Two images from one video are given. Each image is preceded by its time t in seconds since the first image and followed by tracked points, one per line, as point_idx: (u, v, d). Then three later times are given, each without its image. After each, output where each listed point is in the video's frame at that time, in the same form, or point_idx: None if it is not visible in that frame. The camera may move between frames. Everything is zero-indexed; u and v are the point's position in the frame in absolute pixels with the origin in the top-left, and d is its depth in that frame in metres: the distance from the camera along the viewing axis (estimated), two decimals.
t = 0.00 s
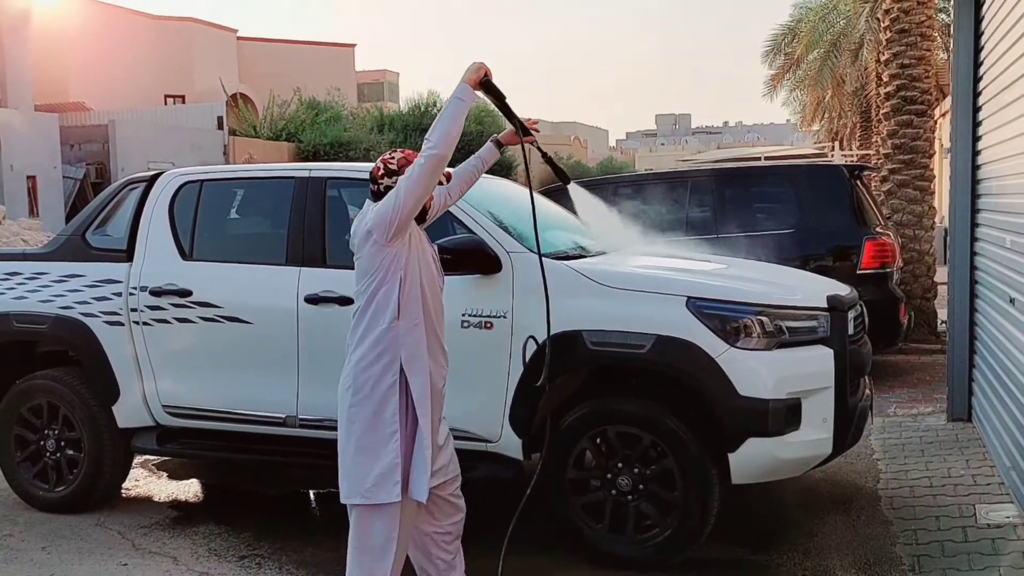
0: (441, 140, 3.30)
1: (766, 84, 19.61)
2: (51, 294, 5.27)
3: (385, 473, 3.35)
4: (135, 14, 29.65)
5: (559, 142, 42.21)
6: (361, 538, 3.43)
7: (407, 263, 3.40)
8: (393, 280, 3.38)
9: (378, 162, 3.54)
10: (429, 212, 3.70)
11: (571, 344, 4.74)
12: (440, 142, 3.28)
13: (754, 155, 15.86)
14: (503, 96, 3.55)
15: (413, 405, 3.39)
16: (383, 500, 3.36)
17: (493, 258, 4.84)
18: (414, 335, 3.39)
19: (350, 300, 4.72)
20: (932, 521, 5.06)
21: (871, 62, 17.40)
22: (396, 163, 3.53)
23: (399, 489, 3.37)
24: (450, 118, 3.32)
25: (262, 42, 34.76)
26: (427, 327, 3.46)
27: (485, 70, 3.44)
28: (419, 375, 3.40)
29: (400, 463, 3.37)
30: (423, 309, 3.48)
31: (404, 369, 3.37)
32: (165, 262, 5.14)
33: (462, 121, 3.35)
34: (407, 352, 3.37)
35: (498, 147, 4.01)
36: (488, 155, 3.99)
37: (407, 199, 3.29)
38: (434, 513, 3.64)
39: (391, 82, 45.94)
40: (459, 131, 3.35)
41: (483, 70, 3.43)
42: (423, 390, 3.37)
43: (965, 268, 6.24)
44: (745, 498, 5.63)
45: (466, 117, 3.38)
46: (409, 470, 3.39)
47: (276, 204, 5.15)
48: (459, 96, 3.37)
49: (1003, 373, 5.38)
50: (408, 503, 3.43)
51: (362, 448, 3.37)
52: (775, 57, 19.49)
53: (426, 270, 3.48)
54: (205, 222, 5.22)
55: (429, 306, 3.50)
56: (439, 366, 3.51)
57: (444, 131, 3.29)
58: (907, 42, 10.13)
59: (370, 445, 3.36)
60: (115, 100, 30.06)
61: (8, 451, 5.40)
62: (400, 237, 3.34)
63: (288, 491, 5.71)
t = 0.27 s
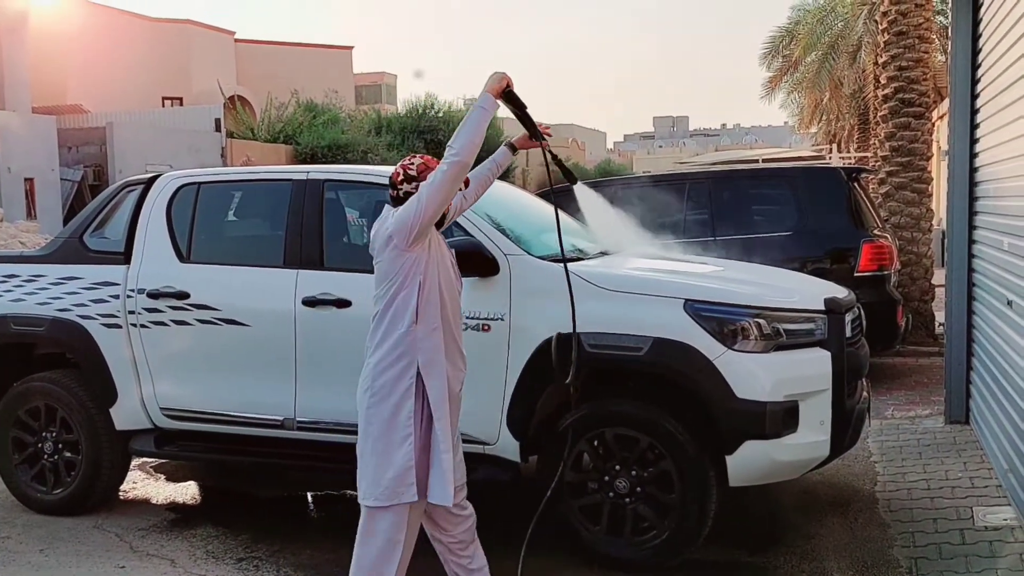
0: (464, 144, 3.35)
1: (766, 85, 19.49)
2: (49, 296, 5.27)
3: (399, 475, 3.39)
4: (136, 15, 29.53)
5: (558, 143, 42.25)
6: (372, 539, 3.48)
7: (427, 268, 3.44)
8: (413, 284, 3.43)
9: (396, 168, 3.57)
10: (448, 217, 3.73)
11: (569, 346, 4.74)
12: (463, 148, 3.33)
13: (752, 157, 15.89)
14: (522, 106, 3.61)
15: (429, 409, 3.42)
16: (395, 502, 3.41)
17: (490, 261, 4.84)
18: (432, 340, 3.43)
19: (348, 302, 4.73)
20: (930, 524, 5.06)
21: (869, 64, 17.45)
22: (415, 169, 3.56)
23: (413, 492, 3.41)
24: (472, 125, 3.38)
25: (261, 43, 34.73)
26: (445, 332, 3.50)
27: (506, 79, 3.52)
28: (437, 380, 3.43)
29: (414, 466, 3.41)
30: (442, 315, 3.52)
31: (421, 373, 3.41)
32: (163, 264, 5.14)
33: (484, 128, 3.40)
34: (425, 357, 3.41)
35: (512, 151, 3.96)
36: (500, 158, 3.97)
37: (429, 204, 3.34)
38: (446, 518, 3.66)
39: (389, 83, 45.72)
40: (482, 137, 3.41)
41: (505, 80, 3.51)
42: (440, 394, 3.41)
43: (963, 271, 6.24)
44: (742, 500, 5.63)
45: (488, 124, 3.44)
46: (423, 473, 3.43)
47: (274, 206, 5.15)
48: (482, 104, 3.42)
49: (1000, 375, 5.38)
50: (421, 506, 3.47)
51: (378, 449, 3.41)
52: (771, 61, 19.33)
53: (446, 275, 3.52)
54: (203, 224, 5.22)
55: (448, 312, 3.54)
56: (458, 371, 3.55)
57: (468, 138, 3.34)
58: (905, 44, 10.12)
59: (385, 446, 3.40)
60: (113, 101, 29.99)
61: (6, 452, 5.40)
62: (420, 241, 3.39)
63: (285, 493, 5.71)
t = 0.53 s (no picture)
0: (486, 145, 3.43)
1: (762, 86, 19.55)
2: (46, 297, 5.28)
3: (417, 470, 3.48)
4: (130, 17, 29.40)
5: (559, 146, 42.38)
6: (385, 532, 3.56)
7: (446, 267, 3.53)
8: (433, 282, 3.52)
9: (417, 167, 3.67)
10: (469, 218, 3.84)
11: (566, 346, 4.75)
12: (485, 148, 3.41)
13: (749, 157, 15.86)
14: (543, 110, 3.70)
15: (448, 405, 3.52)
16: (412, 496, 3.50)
17: (486, 261, 4.85)
18: (451, 337, 3.52)
19: (344, 303, 4.73)
20: (927, 524, 5.06)
21: (865, 64, 17.45)
22: (436, 168, 3.66)
23: (429, 486, 3.50)
24: (494, 126, 3.46)
25: (261, 45, 34.69)
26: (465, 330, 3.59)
27: (527, 83, 3.60)
28: (456, 375, 3.52)
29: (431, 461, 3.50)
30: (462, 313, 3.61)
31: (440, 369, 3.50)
32: (160, 265, 5.14)
33: (506, 130, 3.49)
34: (444, 353, 3.50)
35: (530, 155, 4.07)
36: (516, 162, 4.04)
37: (450, 203, 3.43)
38: (456, 523, 3.68)
39: (387, 84, 45.75)
40: (503, 139, 3.49)
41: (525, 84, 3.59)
42: (459, 391, 3.50)
43: (960, 270, 6.24)
44: (739, 499, 5.63)
45: (509, 126, 3.52)
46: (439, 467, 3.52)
47: (270, 208, 5.16)
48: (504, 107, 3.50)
49: (997, 375, 5.37)
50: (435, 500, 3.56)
51: (396, 443, 3.51)
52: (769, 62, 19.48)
53: (465, 274, 3.61)
54: (199, 225, 5.22)
55: (467, 310, 3.63)
56: (476, 368, 3.64)
57: (490, 139, 3.43)
58: (901, 44, 10.11)
59: (403, 442, 3.50)
60: (111, 103, 29.86)
61: (3, 453, 5.41)
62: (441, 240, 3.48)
63: (281, 493, 5.72)
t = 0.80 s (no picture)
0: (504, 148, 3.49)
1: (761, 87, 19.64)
2: (45, 299, 5.29)
3: (431, 466, 3.52)
4: (127, 20, 29.29)
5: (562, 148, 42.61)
6: (397, 526, 3.60)
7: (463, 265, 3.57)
8: (449, 279, 3.55)
9: (435, 167, 3.65)
10: (487, 220, 3.88)
11: (564, 347, 4.75)
12: (502, 149, 3.47)
13: (748, 159, 15.85)
14: (561, 114, 3.73)
15: (463, 402, 3.56)
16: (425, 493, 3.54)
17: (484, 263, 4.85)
18: (467, 334, 3.56)
19: (341, 305, 4.74)
20: (925, 525, 5.06)
21: (862, 65, 17.46)
22: (455, 168, 3.64)
23: (443, 481, 3.54)
24: (512, 128, 3.51)
25: (260, 46, 34.68)
26: (480, 327, 3.63)
27: (545, 86, 3.63)
28: (471, 373, 3.56)
29: (446, 456, 3.54)
30: (477, 310, 3.65)
31: (456, 367, 3.54)
32: (158, 268, 5.15)
33: (523, 131, 3.53)
34: (460, 351, 3.54)
35: (550, 160, 4.15)
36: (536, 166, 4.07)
37: (469, 202, 3.45)
38: (464, 522, 3.73)
39: (383, 87, 45.97)
40: (521, 141, 3.54)
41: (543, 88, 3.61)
42: (475, 388, 3.54)
43: (958, 271, 6.23)
44: (736, 501, 5.63)
45: (527, 128, 3.56)
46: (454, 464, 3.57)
47: (267, 210, 5.16)
48: (522, 108, 3.55)
49: (995, 377, 5.36)
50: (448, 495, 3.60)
51: (411, 438, 3.54)
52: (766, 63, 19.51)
53: (481, 272, 3.65)
54: (197, 228, 5.23)
55: (483, 308, 3.66)
56: (491, 365, 3.68)
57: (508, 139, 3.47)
58: (899, 45, 10.10)
59: (418, 438, 3.53)
60: (110, 104, 29.75)
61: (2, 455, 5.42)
62: (458, 238, 3.52)
63: (279, 495, 5.72)
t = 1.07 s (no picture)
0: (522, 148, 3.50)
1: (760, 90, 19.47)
2: (45, 300, 5.28)
3: (442, 463, 3.57)
4: (127, 20, 29.18)
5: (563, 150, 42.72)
6: (407, 521, 3.66)
7: (478, 264, 3.59)
8: (464, 278, 3.58)
9: (455, 167, 3.70)
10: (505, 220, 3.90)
11: (566, 348, 4.75)
12: (520, 149, 3.47)
13: (749, 159, 15.88)
14: (580, 116, 3.75)
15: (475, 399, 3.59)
16: (436, 489, 3.59)
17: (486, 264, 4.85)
18: (480, 333, 3.58)
19: (343, 306, 4.74)
20: (926, 527, 5.06)
21: (863, 66, 17.48)
22: (474, 169, 3.70)
23: (452, 477, 3.59)
24: (529, 129, 3.53)
25: (260, 48, 34.65)
26: (494, 326, 3.65)
27: (563, 88, 3.65)
28: (483, 372, 3.58)
29: (456, 453, 3.59)
30: (492, 309, 3.67)
31: (468, 365, 3.57)
32: (158, 269, 5.15)
33: (541, 132, 3.54)
34: (473, 349, 3.57)
35: (572, 164, 4.15)
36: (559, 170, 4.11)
37: (485, 202, 3.48)
38: (471, 521, 3.88)
39: (383, 87, 45.88)
40: (538, 141, 3.55)
41: (561, 90, 3.64)
42: (486, 386, 3.57)
43: (959, 272, 6.24)
44: (737, 502, 5.64)
45: (544, 129, 3.58)
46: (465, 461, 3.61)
47: (268, 211, 5.16)
48: (540, 110, 3.57)
49: (996, 379, 5.36)
50: (458, 492, 3.64)
51: (422, 433, 3.59)
52: (766, 63, 19.40)
53: (497, 270, 3.66)
54: (198, 229, 5.22)
55: (497, 306, 3.68)
56: (505, 364, 3.70)
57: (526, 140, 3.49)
58: (900, 46, 10.10)
59: (430, 434, 3.58)
60: (110, 105, 29.67)
61: (2, 456, 5.42)
62: (473, 238, 3.54)
63: (280, 496, 5.72)
